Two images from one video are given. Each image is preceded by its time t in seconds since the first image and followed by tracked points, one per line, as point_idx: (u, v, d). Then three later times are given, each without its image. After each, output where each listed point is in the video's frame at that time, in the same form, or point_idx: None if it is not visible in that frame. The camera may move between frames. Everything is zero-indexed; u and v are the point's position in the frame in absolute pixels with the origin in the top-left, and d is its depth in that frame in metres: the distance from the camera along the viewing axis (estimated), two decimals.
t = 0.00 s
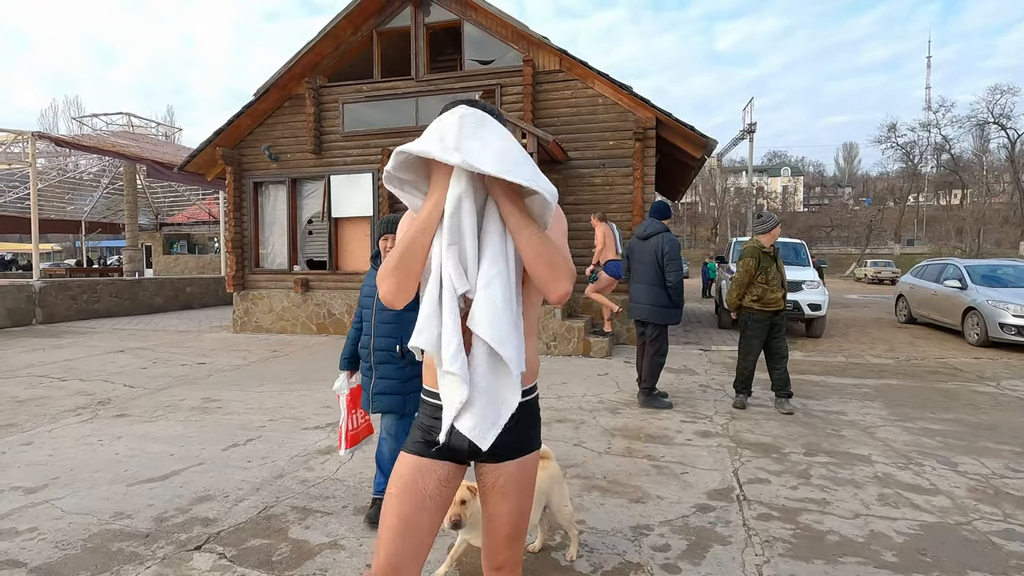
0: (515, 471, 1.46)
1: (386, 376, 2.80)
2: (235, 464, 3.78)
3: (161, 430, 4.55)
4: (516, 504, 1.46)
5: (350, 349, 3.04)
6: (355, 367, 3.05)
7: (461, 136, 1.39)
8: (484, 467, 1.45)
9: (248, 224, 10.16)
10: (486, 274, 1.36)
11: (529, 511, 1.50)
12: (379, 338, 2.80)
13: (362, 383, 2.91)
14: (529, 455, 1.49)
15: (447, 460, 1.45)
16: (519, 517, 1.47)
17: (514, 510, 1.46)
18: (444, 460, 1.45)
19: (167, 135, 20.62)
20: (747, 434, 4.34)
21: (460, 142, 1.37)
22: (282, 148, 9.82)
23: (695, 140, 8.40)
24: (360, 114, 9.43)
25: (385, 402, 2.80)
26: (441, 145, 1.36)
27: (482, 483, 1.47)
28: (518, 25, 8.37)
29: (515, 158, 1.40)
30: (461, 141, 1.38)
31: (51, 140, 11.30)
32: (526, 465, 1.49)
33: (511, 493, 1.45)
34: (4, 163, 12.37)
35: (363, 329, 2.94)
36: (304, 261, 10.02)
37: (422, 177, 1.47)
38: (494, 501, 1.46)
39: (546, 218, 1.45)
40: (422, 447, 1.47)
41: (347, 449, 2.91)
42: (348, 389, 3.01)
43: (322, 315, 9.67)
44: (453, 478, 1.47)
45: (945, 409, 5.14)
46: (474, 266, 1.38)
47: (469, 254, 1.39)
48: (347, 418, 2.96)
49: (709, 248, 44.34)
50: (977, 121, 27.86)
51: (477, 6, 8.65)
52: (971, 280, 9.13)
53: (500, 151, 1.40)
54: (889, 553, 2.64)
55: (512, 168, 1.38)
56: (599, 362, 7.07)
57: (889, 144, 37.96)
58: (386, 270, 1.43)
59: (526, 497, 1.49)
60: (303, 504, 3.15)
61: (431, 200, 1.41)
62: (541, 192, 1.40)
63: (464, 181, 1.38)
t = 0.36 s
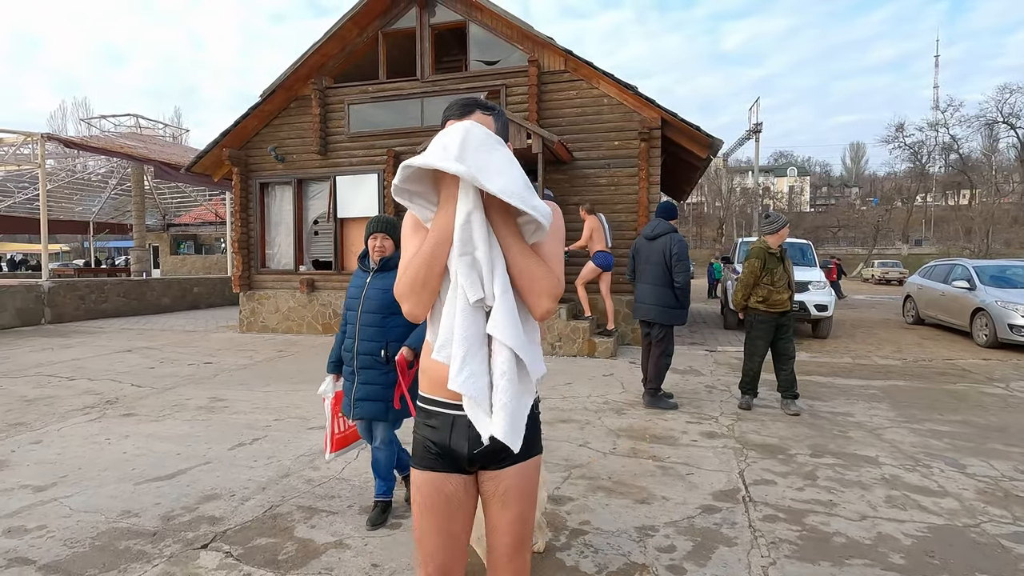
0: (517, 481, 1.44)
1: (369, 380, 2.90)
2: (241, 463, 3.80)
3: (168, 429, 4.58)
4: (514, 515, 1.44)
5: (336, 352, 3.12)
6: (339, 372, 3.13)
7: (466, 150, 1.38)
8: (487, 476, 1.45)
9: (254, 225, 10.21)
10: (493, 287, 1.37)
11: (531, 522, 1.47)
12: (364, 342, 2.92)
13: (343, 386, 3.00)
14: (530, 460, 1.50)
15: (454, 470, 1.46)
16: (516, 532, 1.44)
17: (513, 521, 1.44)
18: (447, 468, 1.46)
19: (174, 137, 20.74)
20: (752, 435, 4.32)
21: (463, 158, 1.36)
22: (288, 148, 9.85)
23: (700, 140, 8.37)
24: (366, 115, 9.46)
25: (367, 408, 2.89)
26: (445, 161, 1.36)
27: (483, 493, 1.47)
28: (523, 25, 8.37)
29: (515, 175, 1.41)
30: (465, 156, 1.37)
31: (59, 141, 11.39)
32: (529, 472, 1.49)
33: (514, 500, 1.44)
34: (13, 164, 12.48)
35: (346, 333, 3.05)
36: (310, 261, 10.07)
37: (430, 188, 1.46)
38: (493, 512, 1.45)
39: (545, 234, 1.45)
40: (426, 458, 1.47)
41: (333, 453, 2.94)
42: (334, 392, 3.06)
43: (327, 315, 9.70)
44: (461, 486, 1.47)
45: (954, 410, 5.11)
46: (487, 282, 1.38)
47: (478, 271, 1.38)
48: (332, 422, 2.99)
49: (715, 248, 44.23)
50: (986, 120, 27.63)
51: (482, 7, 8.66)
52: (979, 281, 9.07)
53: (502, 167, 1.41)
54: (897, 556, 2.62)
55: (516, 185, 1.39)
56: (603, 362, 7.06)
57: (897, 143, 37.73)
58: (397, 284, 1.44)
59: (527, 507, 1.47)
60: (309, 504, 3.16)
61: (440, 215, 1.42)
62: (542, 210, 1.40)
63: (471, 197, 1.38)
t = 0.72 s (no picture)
0: (524, 481, 1.41)
1: (361, 381, 2.89)
2: (247, 462, 3.82)
3: (175, 429, 4.60)
4: (524, 519, 1.37)
5: (315, 352, 3.07)
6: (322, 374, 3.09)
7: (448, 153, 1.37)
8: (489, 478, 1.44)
9: (260, 225, 10.26)
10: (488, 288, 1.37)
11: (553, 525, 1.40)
12: (354, 343, 2.91)
13: (332, 388, 2.97)
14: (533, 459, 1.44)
15: (451, 469, 1.48)
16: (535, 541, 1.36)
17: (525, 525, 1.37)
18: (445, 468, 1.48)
19: (182, 138, 20.87)
20: (759, 437, 4.30)
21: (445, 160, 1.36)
22: (294, 149, 9.89)
23: (706, 140, 8.34)
24: (371, 115, 9.49)
25: (361, 409, 2.88)
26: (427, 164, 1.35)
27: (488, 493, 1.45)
28: (529, 25, 8.37)
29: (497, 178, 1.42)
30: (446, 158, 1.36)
31: (69, 142, 11.48)
32: (534, 472, 1.43)
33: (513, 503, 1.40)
34: (23, 164, 12.59)
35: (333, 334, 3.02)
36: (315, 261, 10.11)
37: (415, 193, 1.45)
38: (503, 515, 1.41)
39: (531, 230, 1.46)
40: (420, 456, 1.49)
41: (295, 454, 2.99)
42: (305, 392, 3.07)
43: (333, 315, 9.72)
44: (461, 483, 1.50)
45: (963, 413, 5.06)
46: (478, 283, 1.37)
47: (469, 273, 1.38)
48: (299, 423, 3.04)
49: (721, 248, 44.08)
50: (995, 120, 27.36)
51: (488, 8, 8.67)
52: (989, 282, 8.99)
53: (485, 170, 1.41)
54: (905, 558, 2.60)
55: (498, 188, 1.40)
56: (608, 363, 7.05)
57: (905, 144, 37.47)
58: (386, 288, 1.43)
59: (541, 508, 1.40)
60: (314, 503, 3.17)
61: (427, 220, 1.41)
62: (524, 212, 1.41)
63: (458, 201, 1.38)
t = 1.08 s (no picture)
0: (543, 484, 1.42)
1: (326, 382, 2.88)
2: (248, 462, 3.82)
3: (177, 428, 4.61)
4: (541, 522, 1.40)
5: (282, 356, 3.02)
6: (286, 376, 3.06)
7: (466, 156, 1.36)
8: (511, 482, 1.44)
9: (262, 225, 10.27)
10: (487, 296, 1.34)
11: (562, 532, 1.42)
12: (320, 343, 2.90)
13: (297, 389, 2.95)
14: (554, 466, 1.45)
15: (471, 467, 1.46)
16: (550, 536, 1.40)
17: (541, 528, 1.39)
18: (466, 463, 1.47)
19: (186, 138, 20.94)
20: (761, 438, 4.29)
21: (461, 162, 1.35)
22: (297, 149, 9.91)
23: (708, 141, 8.33)
24: (374, 116, 9.50)
25: (327, 410, 2.87)
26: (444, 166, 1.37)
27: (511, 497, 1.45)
28: (532, 26, 8.38)
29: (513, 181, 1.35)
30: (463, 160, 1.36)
31: (73, 142, 11.52)
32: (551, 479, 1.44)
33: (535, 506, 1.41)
34: (27, 164, 12.64)
35: (299, 335, 3.00)
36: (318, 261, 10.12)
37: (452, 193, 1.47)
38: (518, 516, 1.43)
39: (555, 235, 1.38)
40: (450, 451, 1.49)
41: (258, 463, 2.85)
42: (273, 398, 2.98)
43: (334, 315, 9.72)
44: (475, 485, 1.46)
45: (965, 415, 5.04)
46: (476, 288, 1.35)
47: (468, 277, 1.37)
48: (266, 429, 2.92)
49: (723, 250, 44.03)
50: (999, 122, 27.24)
51: (491, 8, 8.68)
52: (992, 284, 8.95)
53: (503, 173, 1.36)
54: (908, 561, 2.59)
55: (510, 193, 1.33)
56: (610, 364, 7.04)
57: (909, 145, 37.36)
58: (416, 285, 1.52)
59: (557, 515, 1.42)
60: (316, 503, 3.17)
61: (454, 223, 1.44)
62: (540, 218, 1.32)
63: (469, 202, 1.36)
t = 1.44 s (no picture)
0: (555, 481, 1.42)
1: (291, 381, 2.81)
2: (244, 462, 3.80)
3: (173, 427, 4.60)
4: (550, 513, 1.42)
5: (253, 357, 2.99)
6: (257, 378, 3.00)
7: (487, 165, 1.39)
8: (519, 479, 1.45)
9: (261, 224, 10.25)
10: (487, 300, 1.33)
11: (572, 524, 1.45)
12: (285, 342, 2.82)
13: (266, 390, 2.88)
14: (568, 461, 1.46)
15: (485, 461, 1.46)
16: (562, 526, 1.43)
17: (552, 522, 1.41)
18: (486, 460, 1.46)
19: (186, 137, 20.93)
20: (759, 439, 4.27)
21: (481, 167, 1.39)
22: (296, 148, 9.89)
23: (708, 141, 8.32)
24: (373, 115, 9.49)
25: (294, 410, 2.78)
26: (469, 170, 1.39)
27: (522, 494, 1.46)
28: (531, 26, 8.36)
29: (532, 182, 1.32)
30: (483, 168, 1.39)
31: (71, 141, 11.51)
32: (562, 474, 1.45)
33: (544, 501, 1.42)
34: (26, 163, 12.62)
35: (266, 335, 2.93)
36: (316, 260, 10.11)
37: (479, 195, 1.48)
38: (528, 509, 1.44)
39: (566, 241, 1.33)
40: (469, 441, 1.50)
41: (239, 465, 2.85)
42: (250, 399, 2.94)
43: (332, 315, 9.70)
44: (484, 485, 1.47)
45: (964, 416, 5.02)
46: (480, 282, 1.35)
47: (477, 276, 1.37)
48: (244, 431, 2.90)
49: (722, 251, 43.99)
50: (999, 123, 27.19)
51: (490, 8, 8.66)
52: (992, 285, 8.93)
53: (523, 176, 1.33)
54: (905, 563, 2.57)
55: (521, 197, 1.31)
56: (609, 364, 7.02)
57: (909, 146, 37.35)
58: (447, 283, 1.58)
59: (568, 508, 1.44)
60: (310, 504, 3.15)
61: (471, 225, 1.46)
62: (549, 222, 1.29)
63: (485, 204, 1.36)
